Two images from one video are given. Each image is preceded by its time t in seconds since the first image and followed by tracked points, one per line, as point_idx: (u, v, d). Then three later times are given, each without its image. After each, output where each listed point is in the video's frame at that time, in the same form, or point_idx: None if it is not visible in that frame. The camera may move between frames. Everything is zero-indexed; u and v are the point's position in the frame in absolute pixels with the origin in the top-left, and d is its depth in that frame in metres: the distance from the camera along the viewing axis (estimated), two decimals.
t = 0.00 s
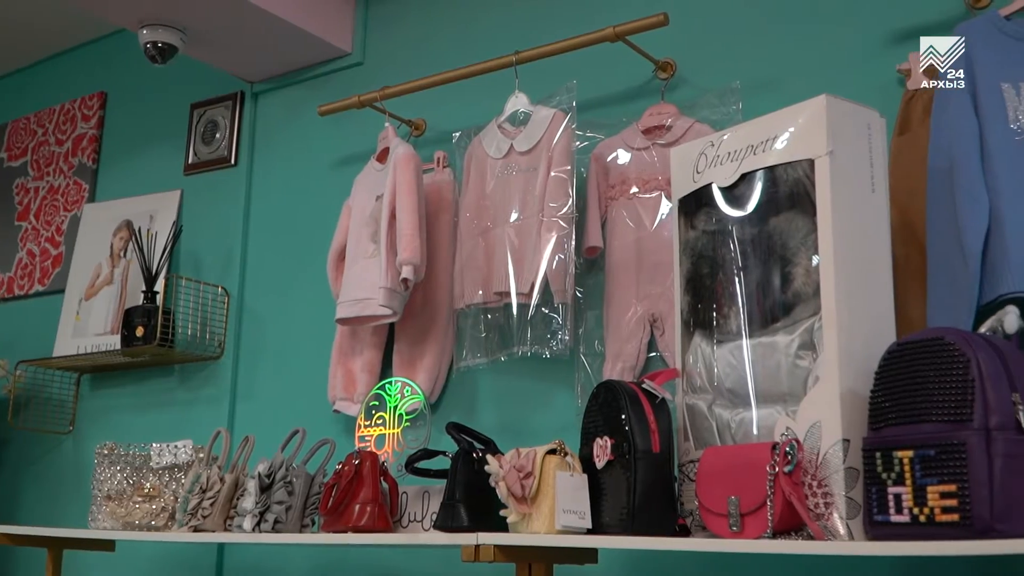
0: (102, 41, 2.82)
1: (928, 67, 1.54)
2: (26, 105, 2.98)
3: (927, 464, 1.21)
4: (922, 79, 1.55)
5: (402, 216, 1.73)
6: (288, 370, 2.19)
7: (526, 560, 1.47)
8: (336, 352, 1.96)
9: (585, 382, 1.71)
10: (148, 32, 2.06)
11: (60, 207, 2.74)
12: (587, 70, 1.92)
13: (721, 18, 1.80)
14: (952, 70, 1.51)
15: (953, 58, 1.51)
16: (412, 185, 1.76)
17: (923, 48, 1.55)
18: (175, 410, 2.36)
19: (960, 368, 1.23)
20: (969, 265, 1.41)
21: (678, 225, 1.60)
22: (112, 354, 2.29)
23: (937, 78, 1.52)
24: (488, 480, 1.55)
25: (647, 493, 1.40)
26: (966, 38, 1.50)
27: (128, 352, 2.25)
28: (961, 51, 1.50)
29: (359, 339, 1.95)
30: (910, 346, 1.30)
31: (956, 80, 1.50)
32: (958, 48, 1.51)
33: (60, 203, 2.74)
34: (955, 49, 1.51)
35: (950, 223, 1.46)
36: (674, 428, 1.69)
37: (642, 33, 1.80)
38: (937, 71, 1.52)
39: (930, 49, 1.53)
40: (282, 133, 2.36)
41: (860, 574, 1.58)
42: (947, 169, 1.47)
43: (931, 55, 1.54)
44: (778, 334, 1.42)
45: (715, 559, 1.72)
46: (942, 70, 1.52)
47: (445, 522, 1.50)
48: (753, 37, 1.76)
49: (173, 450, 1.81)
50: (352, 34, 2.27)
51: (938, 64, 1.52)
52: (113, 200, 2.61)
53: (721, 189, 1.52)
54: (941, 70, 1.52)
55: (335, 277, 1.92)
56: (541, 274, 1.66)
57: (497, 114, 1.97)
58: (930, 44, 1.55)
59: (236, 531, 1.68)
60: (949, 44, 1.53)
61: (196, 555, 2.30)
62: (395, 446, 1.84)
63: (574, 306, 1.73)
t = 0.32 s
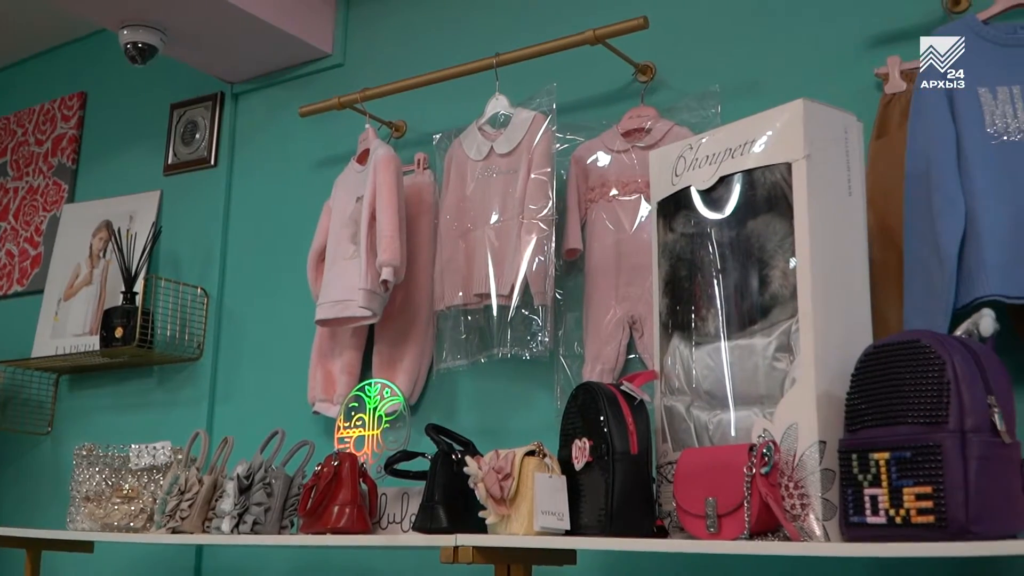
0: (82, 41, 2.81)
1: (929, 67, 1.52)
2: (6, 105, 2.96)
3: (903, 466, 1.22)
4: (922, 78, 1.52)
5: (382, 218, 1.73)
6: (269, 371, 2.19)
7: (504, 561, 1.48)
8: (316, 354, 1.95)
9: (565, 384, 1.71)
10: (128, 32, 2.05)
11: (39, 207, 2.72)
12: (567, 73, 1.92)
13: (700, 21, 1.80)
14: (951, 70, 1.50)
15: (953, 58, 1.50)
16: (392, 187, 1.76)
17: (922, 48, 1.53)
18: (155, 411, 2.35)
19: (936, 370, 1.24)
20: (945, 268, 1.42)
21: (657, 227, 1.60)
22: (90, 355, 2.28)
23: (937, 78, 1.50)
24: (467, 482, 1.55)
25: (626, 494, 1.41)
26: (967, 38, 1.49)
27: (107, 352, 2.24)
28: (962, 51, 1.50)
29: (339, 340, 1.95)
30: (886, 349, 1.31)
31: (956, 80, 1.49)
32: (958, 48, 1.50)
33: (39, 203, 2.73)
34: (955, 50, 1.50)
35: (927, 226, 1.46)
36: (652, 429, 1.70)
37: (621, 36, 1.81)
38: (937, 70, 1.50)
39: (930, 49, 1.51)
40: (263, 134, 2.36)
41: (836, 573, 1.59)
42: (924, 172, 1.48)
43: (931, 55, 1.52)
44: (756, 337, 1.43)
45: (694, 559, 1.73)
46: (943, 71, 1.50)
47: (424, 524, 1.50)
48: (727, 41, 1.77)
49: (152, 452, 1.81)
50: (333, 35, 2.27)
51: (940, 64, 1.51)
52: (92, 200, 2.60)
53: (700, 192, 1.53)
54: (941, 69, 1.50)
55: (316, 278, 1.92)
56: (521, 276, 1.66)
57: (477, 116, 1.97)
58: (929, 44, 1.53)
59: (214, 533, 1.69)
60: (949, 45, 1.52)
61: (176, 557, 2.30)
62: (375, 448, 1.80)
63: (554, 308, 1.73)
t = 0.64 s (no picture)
0: (59, 42, 2.80)
1: (930, 67, 1.51)
2: None
3: (878, 469, 1.24)
4: (921, 77, 1.51)
5: (361, 221, 1.73)
6: (248, 373, 2.18)
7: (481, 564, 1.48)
8: (294, 356, 1.95)
9: (542, 387, 1.71)
10: (107, 34, 2.04)
11: (16, 209, 2.71)
12: (545, 77, 1.93)
13: (676, 26, 1.81)
14: (951, 70, 1.51)
15: (953, 58, 1.50)
16: (371, 190, 1.76)
17: (921, 48, 1.52)
18: (132, 413, 2.34)
19: (910, 374, 1.25)
20: (919, 271, 1.43)
21: (634, 231, 1.61)
22: (67, 357, 2.27)
23: (937, 78, 1.51)
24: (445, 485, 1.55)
25: (602, 498, 1.42)
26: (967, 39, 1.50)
27: (84, 355, 2.23)
28: (962, 52, 1.51)
29: (317, 343, 1.95)
30: (860, 353, 1.32)
31: (956, 80, 1.50)
32: (958, 48, 1.51)
33: (17, 205, 2.71)
34: (955, 50, 1.51)
35: (901, 231, 1.47)
36: (629, 432, 1.70)
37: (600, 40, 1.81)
38: (937, 70, 1.50)
39: (930, 49, 1.51)
40: (242, 136, 2.35)
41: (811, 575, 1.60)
42: (899, 177, 1.49)
43: (931, 55, 1.52)
44: (731, 340, 1.44)
45: (670, 561, 1.74)
46: (945, 71, 1.50)
47: (401, 527, 1.50)
48: (703, 46, 1.78)
49: (129, 455, 1.80)
50: (312, 38, 2.27)
51: (941, 65, 1.50)
52: (70, 202, 2.59)
53: (677, 196, 1.54)
54: (941, 69, 1.50)
55: (294, 281, 1.91)
56: (499, 279, 1.66)
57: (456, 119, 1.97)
58: (929, 44, 1.52)
59: (191, 536, 1.68)
60: (948, 44, 1.51)
61: (154, 560, 2.29)
62: (352, 451, 1.77)
63: (532, 311, 1.74)
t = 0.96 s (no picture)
0: (33, 45, 2.78)
1: (930, 67, 1.51)
2: None
3: (847, 473, 1.25)
4: (921, 77, 1.51)
5: (335, 225, 1.73)
6: (223, 377, 2.18)
7: (454, 568, 1.49)
8: (268, 360, 1.95)
9: (516, 392, 1.72)
10: (82, 37, 2.03)
11: None
12: (520, 82, 1.94)
13: (650, 32, 1.82)
14: (951, 70, 1.50)
15: (953, 58, 1.50)
16: (346, 194, 1.76)
17: (921, 49, 1.52)
18: (106, 417, 2.33)
19: (879, 379, 1.26)
20: (889, 277, 1.44)
21: (607, 236, 1.62)
22: (40, 361, 2.28)
23: (936, 78, 1.50)
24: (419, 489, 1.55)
25: (575, 503, 1.42)
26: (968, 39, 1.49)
27: (57, 358, 2.22)
28: (962, 52, 1.50)
29: (291, 347, 1.94)
30: (830, 357, 1.33)
31: (956, 80, 1.49)
32: (958, 48, 1.50)
33: None
34: (955, 49, 1.50)
35: (871, 236, 1.49)
36: (601, 436, 1.71)
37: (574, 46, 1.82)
38: (937, 70, 1.50)
39: (930, 49, 1.51)
40: (217, 139, 2.35)
41: None
42: (869, 183, 1.50)
43: (930, 56, 1.51)
44: (703, 345, 1.45)
45: (643, 563, 1.75)
46: (944, 71, 1.50)
47: (374, 531, 1.51)
48: (675, 52, 1.79)
49: (101, 459, 1.79)
50: (287, 42, 2.27)
51: (940, 65, 1.50)
52: (44, 205, 2.57)
53: (649, 202, 1.55)
54: (941, 69, 1.50)
55: (268, 285, 1.91)
56: (473, 284, 1.66)
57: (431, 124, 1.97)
58: (929, 44, 1.52)
59: (164, 541, 1.68)
60: (949, 44, 1.51)
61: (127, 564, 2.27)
62: (326, 455, 1.78)
63: (506, 315, 1.74)
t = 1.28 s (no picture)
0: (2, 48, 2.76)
1: (930, 67, 1.51)
2: None
3: (812, 477, 1.26)
4: (921, 77, 1.51)
5: (305, 230, 1.72)
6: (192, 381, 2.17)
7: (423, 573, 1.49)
8: (238, 365, 1.95)
9: (486, 396, 1.72)
10: (52, 40, 2.01)
11: None
12: (490, 87, 1.94)
13: (618, 39, 1.83)
14: (951, 70, 1.50)
15: (954, 58, 1.50)
16: (316, 198, 1.76)
17: (920, 48, 1.52)
18: (75, 422, 2.32)
19: (844, 384, 1.27)
20: (855, 283, 1.46)
21: (577, 242, 1.62)
22: (8, 364, 2.25)
23: (936, 78, 1.50)
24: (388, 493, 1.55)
25: (543, 508, 1.43)
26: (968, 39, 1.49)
27: (24, 362, 2.20)
28: (962, 51, 1.50)
29: (261, 352, 1.94)
30: (796, 363, 1.34)
31: (957, 80, 1.50)
32: (958, 48, 1.50)
33: None
34: (955, 49, 1.50)
35: (837, 242, 1.50)
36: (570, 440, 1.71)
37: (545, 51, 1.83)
38: (937, 70, 1.50)
39: (930, 49, 1.51)
40: (188, 143, 2.34)
41: None
42: (836, 189, 1.51)
43: (931, 56, 1.51)
44: (671, 350, 1.46)
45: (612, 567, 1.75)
46: (944, 72, 1.50)
47: (343, 535, 1.51)
48: (643, 58, 1.80)
49: (70, 464, 1.79)
50: (258, 46, 2.27)
51: (941, 65, 1.50)
52: (12, 208, 2.55)
53: (618, 208, 1.55)
54: (941, 69, 1.50)
55: (237, 290, 1.90)
56: (443, 289, 1.67)
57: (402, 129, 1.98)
58: (928, 44, 1.51)
59: (131, 546, 1.70)
60: (949, 44, 1.51)
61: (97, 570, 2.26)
62: (295, 460, 1.78)
63: (476, 320, 1.74)
